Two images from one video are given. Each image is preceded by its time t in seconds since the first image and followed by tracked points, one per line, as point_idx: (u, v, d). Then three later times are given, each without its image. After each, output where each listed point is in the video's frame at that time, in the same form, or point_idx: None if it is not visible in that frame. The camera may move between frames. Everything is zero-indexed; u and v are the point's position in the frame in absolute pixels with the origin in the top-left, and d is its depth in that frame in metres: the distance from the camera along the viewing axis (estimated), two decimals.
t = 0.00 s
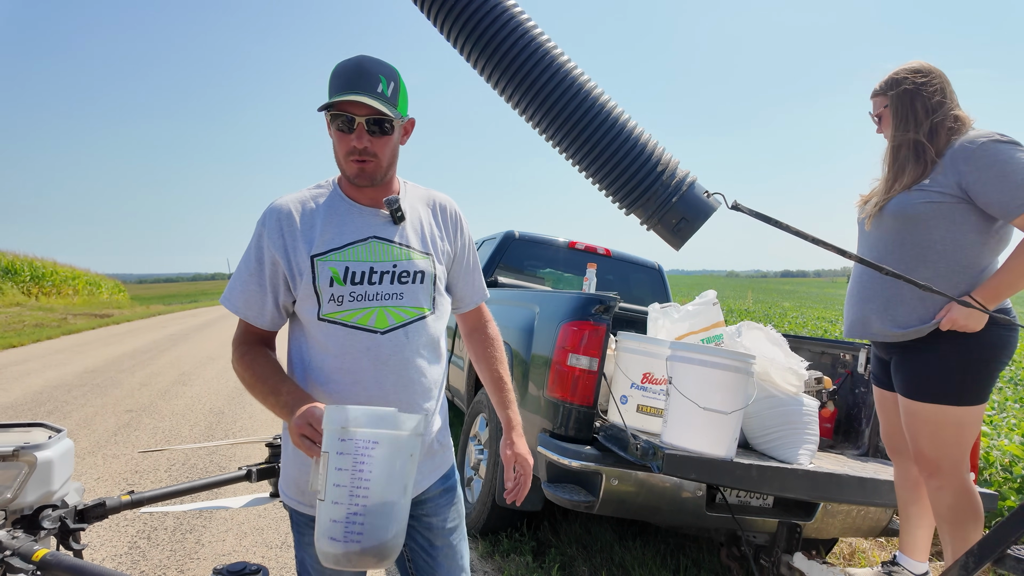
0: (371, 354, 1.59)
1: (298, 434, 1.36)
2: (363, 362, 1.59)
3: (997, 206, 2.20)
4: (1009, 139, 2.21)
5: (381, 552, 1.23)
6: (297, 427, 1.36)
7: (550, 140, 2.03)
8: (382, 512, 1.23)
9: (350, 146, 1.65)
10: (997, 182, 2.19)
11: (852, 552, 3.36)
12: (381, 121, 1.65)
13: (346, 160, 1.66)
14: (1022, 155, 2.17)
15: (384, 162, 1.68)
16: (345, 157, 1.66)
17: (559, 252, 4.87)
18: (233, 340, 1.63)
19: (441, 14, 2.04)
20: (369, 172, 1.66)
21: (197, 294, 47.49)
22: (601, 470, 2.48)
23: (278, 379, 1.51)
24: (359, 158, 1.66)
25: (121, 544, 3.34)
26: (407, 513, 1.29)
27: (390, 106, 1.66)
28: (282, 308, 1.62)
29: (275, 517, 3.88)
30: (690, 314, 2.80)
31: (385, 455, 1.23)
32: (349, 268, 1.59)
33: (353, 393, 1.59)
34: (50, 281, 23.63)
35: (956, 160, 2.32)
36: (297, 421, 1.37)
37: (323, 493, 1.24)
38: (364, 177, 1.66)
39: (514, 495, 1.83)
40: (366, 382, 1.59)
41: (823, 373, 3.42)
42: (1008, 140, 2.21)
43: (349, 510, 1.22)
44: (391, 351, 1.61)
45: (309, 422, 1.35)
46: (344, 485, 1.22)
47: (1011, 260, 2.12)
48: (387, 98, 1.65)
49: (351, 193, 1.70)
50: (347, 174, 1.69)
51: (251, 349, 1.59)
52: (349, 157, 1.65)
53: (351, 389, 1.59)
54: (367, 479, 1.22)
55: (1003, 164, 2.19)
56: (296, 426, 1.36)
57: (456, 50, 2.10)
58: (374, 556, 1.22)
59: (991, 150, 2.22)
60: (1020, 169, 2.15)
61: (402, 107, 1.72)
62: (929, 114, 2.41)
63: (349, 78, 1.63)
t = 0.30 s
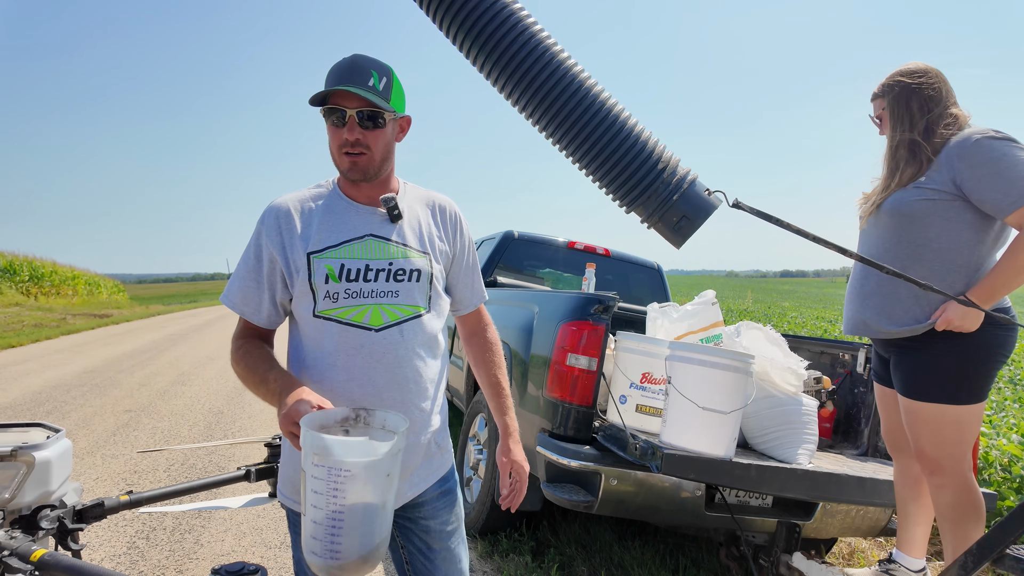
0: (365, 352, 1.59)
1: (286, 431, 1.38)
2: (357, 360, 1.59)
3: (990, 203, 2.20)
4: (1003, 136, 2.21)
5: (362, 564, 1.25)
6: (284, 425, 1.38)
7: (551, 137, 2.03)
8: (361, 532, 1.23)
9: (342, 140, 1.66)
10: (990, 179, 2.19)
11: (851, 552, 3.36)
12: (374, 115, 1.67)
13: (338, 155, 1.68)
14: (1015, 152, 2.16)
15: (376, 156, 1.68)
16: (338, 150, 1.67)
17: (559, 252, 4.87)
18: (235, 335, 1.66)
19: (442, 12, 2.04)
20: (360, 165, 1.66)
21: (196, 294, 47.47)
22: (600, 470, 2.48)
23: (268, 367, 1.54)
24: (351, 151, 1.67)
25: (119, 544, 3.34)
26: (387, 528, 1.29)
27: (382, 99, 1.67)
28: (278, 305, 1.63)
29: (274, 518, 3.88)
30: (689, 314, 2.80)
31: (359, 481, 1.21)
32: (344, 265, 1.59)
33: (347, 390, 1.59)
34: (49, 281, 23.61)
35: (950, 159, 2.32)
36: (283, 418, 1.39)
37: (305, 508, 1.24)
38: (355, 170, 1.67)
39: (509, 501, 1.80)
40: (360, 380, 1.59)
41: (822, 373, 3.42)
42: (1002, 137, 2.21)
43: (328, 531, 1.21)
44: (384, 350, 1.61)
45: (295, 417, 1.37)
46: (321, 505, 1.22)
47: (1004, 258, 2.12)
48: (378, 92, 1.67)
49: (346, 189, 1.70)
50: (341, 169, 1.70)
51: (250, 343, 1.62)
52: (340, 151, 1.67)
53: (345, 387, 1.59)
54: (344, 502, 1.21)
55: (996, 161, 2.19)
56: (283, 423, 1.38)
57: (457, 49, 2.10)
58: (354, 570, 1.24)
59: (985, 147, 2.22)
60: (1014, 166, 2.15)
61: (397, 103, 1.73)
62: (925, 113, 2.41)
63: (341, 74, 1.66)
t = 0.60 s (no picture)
0: (360, 351, 1.59)
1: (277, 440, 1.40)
2: (352, 359, 1.59)
3: (979, 203, 2.20)
4: (992, 136, 2.22)
5: None
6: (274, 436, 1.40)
7: (545, 140, 2.02)
8: (349, 550, 1.24)
9: (337, 137, 1.66)
10: (978, 180, 2.20)
11: (848, 552, 3.36)
12: (369, 112, 1.67)
13: (333, 152, 1.68)
14: (1003, 152, 2.17)
15: (371, 153, 1.67)
16: (333, 147, 1.67)
17: (557, 252, 4.86)
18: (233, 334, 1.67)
19: (436, 13, 2.04)
20: (355, 161, 1.66)
21: (194, 294, 47.41)
22: (598, 470, 2.48)
23: (260, 371, 1.55)
24: (346, 148, 1.66)
25: (117, 544, 3.34)
26: (376, 539, 1.30)
27: (377, 96, 1.67)
28: (275, 304, 1.63)
29: (271, 518, 3.87)
30: (687, 314, 2.80)
31: (330, 506, 1.21)
32: (340, 264, 1.59)
33: (341, 389, 1.59)
34: (46, 281, 23.56)
35: (942, 160, 2.32)
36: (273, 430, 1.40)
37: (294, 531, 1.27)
38: (350, 166, 1.66)
39: (496, 506, 1.79)
40: (353, 379, 1.59)
41: (820, 373, 3.42)
42: (990, 137, 2.21)
43: (313, 553, 1.23)
44: (379, 349, 1.61)
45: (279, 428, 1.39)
46: (300, 530, 1.23)
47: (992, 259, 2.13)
48: (373, 89, 1.66)
49: (342, 186, 1.70)
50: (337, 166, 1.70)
51: (248, 342, 1.63)
52: (335, 147, 1.67)
53: (340, 387, 1.59)
54: (322, 530, 1.21)
55: (984, 161, 2.19)
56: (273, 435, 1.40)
57: (453, 50, 2.10)
58: None
59: (973, 147, 2.23)
60: (1002, 166, 2.15)
61: (392, 100, 1.72)
62: (920, 114, 2.41)
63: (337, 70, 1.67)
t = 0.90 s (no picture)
0: (353, 351, 1.59)
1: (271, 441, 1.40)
2: (344, 358, 1.59)
3: (975, 203, 2.21)
4: (989, 137, 2.22)
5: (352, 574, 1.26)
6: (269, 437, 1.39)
7: (542, 138, 2.02)
8: (344, 547, 1.24)
9: (328, 137, 1.66)
10: (974, 180, 2.20)
11: (845, 551, 3.38)
12: (359, 111, 1.67)
13: (325, 152, 1.67)
14: (1000, 153, 2.18)
15: (362, 153, 1.67)
16: (324, 146, 1.67)
17: (555, 252, 4.86)
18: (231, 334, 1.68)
19: (433, 12, 2.03)
20: (346, 161, 1.66)
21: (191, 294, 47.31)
22: (595, 469, 2.48)
23: (257, 371, 1.55)
24: (337, 148, 1.66)
25: (114, 544, 3.33)
26: (371, 535, 1.30)
27: (366, 95, 1.67)
28: (271, 304, 1.64)
29: (268, 518, 3.87)
30: (684, 314, 2.80)
31: (323, 502, 1.21)
32: (333, 264, 1.59)
33: (335, 389, 1.59)
34: (43, 281, 23.51)
35: (938, 161, 2.33)
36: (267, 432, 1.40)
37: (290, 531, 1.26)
38: (342, 166, 1.66)
39: (501, 504, 1.83)
40: (347, 379, 1.59)
41: (817, 373, 3.43)
42: (988, 138, 2.22)
43: (309, 551, 1.22)
44: (372, 348, 1.61)
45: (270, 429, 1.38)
46: (295, 528, 1.23)
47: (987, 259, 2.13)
48: (363, 88, 1.67)
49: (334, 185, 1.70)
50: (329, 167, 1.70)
51: (245, 342, 1.63)
52: (327, 147, 1.67)
53: (334, 386, 1.59)
54: (316, 527, 1.21)
55: (981, 161, 2.19)
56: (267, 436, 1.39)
57: (450, 50, 2.10)
58: None
59: (971, 148, 2.23)
60: (1000, 167, 2.15)
61: (383, 100, 1.72)
62: (919, 115, 2.42)
63: (326, 71, 1.68)
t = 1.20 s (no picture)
0: (348, 354, 1.60)
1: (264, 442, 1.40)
2: (340, 361, 1.59)
3: (977, 204, 2.22)
4: (990, 139, 2.23)
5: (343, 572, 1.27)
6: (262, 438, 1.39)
7: (540, 137, 2.02)
8: (335, 545, 1.24)
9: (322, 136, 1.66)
10: (976, 181, 2.21)
11: (841, 551, 3.39)
12: (354, 113, 1.66)
13: (319, 152, 1.67)
14: (1002, 155, 2.19)
15: (356, 153, 1.67)
16: (318, 146, 1.67)
17: (553, 252, 4.87)
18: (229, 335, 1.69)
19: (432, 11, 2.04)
20: (340, 160, 1.65)
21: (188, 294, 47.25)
22: (592, 470, 2.48)
23: (253, 372, 1.55)
24: (331, 148, 1.66)
25: (110, 545, 3.33)
26: (364, 534, 1.30)
27: (361, 96, 1.67)
28: (267, 305, 1.64)
29: (266, 518, 3.87)
30: (681, 314, 2.81)
31: (315, 499, 1.22)
32: (328, 266, 1.59)
33: (330, 390, 1.60)
34: (40, 281, 23.47)
35: (938, 162, 2.34)
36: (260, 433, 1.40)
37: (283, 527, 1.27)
38: (335, 166, 1.66)
39: (497, 504, 1.80)
40: (342, 380, 1.60)
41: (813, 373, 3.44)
42: (989, 139, 2.23)
43: (300, 548, 1.23)
44: (367, 351, 1.61)
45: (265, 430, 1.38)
46: (286, 525, 1.24)
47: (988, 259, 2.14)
48: (357, 89, 1.66)
49: (329, 186, 1.70)
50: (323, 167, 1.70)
51: (242, 343, 1.64)
52: (320, 147, 1.66)
53: (330, 389, 1.60)
54: (307, 524, 1.22)
55: (983, 162, 2.20)
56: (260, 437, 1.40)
57: (449, 50, 2.11)
58: None
59: (972, 149, 2.24)
60: (1002, 169, 2.16)
61: (379, 102, 1.72)
62: (920, 115, 2.43)
63: (322, 72, 1.67)
